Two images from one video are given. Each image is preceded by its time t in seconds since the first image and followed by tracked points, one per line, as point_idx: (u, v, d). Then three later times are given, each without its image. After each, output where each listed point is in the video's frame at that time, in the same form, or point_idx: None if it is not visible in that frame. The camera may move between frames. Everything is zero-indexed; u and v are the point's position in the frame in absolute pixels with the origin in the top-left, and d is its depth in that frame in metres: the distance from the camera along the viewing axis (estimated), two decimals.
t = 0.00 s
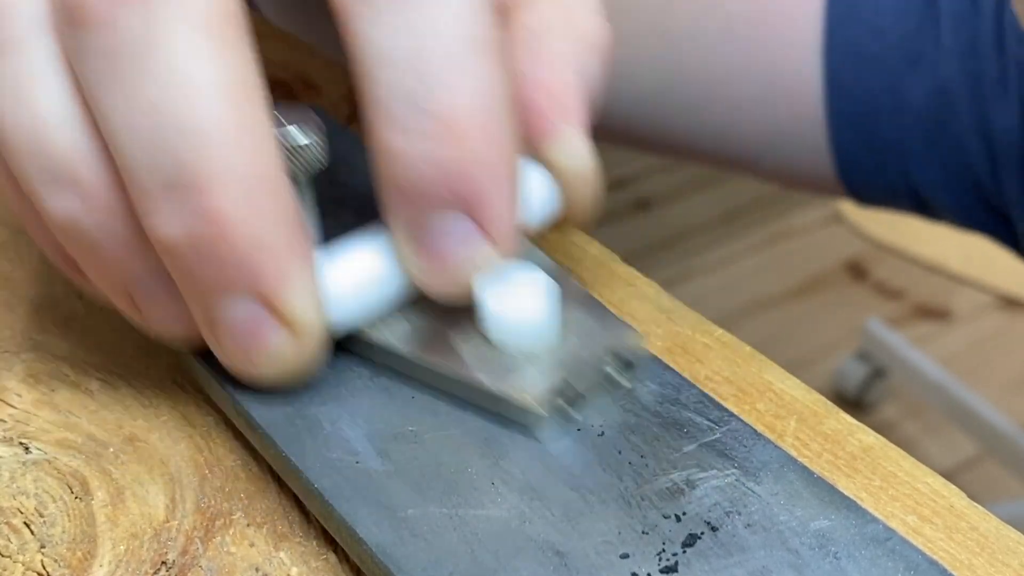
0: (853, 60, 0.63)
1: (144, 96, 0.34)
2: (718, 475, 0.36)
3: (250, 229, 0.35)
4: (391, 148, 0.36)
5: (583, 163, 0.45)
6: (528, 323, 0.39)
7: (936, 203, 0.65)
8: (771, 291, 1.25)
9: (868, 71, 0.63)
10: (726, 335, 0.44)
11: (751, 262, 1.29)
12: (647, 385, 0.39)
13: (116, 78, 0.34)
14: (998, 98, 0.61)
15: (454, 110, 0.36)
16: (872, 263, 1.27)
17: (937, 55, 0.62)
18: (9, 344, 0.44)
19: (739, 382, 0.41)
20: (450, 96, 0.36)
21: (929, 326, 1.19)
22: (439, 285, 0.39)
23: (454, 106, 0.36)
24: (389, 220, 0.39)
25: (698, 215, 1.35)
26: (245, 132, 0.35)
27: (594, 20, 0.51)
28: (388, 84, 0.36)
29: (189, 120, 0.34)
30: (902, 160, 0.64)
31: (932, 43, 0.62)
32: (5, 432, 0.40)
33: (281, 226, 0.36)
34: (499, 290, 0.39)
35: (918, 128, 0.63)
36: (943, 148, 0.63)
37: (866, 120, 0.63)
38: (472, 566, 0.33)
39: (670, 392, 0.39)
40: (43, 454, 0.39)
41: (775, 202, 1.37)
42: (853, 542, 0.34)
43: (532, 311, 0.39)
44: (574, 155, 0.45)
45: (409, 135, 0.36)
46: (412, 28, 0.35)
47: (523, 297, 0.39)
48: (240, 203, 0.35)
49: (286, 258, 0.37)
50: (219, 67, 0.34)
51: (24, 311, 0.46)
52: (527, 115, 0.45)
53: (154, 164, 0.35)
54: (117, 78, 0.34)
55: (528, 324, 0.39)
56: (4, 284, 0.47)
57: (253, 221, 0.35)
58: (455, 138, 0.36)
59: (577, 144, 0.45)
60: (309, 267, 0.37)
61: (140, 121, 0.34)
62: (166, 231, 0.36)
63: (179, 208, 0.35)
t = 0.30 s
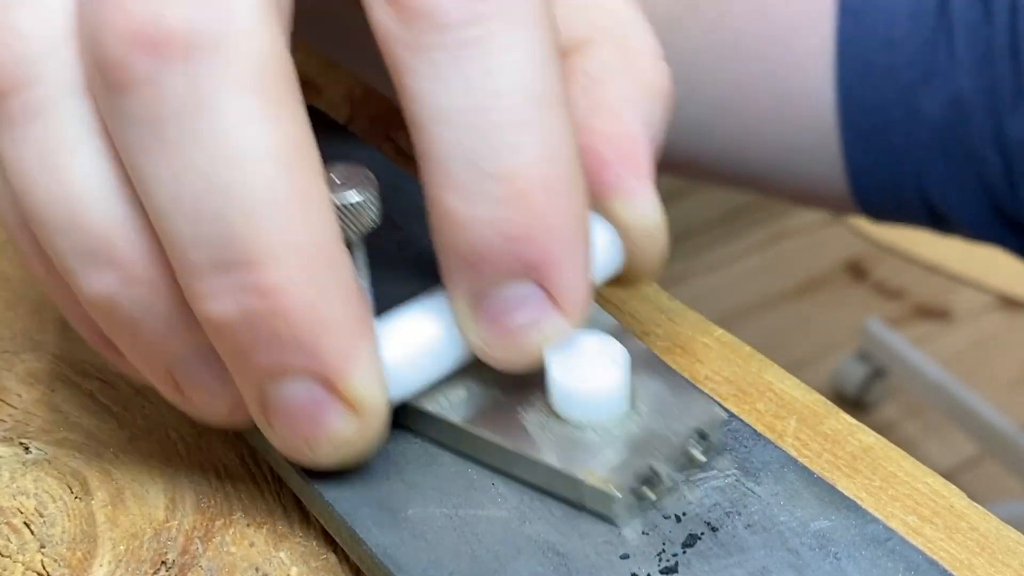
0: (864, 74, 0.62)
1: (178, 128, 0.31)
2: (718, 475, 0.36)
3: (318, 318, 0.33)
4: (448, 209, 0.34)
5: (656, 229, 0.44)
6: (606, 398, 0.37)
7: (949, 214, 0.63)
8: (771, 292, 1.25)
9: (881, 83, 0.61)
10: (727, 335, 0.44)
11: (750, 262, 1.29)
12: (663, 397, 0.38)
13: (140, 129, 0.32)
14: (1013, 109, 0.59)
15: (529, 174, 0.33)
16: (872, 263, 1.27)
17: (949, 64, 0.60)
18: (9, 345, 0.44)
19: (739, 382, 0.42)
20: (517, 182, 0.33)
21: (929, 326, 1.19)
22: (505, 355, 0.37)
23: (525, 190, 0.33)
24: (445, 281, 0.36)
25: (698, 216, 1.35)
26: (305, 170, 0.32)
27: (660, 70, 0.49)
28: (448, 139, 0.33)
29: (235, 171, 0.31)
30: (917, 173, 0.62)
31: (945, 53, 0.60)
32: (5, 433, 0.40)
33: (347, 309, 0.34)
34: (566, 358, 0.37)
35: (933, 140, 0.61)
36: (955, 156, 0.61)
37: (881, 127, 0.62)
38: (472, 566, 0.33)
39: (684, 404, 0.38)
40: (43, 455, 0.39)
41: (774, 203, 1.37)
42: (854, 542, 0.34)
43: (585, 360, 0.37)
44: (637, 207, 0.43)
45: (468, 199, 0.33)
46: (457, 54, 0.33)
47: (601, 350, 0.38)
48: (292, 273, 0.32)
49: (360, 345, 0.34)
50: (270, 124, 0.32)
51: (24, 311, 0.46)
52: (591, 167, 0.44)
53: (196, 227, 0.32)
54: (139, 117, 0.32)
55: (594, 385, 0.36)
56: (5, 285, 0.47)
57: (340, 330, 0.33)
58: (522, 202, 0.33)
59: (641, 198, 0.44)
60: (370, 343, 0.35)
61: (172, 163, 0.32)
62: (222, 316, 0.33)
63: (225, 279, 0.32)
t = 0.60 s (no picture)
0: (892, 70, 0.61)
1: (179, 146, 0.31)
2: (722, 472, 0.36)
3: (315, 339, 0.32)
4: (457, 234, 0.34)
5: (674, 239, 0.43)
6: (624, 421, 0.36)
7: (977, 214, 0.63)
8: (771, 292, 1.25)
9: (910, 79, 0.61)
10: (727, 335, 0.44)
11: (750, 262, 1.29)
12: (670, 406, 0.38)
13: (142, 153, 0.32)
14: None
15: (534, 199, 0.33)
16: (872, 263, 1.27)
17: (980, 60, 0.60)
18: (9, 344, 0.44)
19: (739, 382, 0.42)
20: (520, 199, 0.33)
21: (929, 326, 1.19)
22: (517, 372, 0.36)
23: (523, 206, 0.33)
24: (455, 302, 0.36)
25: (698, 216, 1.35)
26: (307, 197, 0.32)
27: (675, 77, 0.49)
28: (461, 161, 0.34)
29: (235, 198, 0.31)
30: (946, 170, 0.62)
31: (975, 47, 0.60)
32: (5, 433, 0.40)
33: (354, 330, 0.33)
34: (583, 381, 0.38)
35: (964, 136, 0.60)
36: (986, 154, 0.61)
37: (912, 126, 0.62)
38: (472, 565, 0.33)
39: (692, 414, 0.38)
40: (43, 455, 0.39)
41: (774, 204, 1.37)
42: (854, 542, 0.34)
43: (606, 387, 0.37)
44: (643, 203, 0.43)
45: (476, 221, 0.34)
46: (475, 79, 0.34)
47: (618, 378, 0.38)
48: (293, 295, 0.32)
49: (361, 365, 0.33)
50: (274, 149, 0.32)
51: (25, 311, 0.46)
52: (605, 179, 0.43)
53: (198, 249, 0.32)
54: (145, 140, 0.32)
55: (611, 405, 0.36)
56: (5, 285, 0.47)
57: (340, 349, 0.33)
58: (532, 222, 0.33)
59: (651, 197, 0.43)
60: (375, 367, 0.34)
61: (173, 186, 0.32)
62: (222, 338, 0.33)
63: (226, 302, 0.32)
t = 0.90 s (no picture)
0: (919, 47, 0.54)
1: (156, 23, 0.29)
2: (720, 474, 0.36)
3: (253, 228, 0.30)
4: (447, 122, 0.30)
5: (694, 189, 0.42)
6: (626, 420, 0.36)
7: (1010, 207, 0.55)
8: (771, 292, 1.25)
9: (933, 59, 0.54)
10: (727, 335, 0.44)
11: (750, 262, 1.29)
12: (669, 407, 0.38)
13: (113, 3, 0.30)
14: None
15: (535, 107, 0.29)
16: (872, 263, 1.27)
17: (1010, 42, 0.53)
18: (9, 344, 0.44)
19: (739, 382, 0.42)
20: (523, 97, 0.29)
21: (929, 326, 1.19)
22: (486, 275, 0.32)
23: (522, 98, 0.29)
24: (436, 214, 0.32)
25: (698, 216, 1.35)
26: (268, 94, 0.30)
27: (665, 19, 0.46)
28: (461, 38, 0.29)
29: (200, 82, 0.29)
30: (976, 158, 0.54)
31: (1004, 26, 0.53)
32: (5, 433, 0.40)
33: (294, 224, 0.30)
34: (582, 386, 0.37)
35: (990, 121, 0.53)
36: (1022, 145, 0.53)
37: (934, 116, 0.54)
38: (471, 566, 0.33)
39: (690, 415, 0.38)
40: (43, 454, 0.39)
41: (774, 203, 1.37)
42: (854, 542, 0.34)
43: (605, 388, 0.37)
44: (679, 178, 0.41)
45: (469, 106, 0.29)
46: None
47: (617, 379, 0.38)
48: (236, 174, 0.29)
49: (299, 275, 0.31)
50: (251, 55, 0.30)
51: (24, 312, 0.46)
52: (618, 146, 0.41)
53: (142, 108, 0.30)
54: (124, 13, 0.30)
55: (609, 409, 0.36)
56: (5, 285, 0.47)
57: (279, 254, 0.30)
58: (525, 116, 0.29)
59: (684, 172, 0.42)
60: (315, 285, 0.31)
61: (132, 43, 0.30)
62: (157, 208, 0.30)
63: (165, 170, 0.30)
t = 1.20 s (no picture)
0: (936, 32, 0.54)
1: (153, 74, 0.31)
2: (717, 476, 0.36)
3: (253, 243, 0.33)
4: (430, 136, 0.33)
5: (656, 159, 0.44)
6: (617, 426, 0.36)
7: None
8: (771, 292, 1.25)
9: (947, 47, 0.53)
10: (727, 335, 0.44)
11: (750, 262, 1.29)
12: (668, 406, 0.38)
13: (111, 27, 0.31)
14: None
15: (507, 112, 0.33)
16: (872, 263, 1.27)
17: None
18: (8, 345, 0.44)
19: (739, 382, 0.42)
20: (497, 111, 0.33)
21: (929, 326, 1.19)
22: (461, 274, 0.36)
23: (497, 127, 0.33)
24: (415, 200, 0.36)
25: (698, 216, 1.35)
26: (264, 114, 0.32)
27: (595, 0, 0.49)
28: (446, 65, 0.32)
29: (198, 106, 0.31)
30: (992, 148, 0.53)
31: None
32: (5, 433, 0.40)
33: (291, 235, 0.33)
34: (581, 388, 0.37)
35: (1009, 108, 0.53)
36: None
37: (952, 107, 0.54)
38: (471, 566, 0.33)
39: (690, 414, 0.38)
40: (43, 454, 0.39)
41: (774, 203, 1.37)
42: (854, 542, 0.34)
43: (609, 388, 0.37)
44: (639, 149, 0.44)
45: (450, 125, 0.33)
46: (471, 13, 0.32)
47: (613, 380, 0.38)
48: (234, 193, 0.32)
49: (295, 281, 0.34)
50: (249, 91, 0.32)
51: (24, 312, 0.46)
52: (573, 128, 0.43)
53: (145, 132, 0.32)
54: (120, 41, 0.31)
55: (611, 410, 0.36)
56: (4, 285, 0.47)
57: (276, 269, 0.34)
58: (503, 134, 0.33)
59: (643, 143, 0.44)
60: (310, 285, 0.35)
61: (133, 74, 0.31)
62: (164, 219, 0.33)
63: (168, 184, 0.32)
